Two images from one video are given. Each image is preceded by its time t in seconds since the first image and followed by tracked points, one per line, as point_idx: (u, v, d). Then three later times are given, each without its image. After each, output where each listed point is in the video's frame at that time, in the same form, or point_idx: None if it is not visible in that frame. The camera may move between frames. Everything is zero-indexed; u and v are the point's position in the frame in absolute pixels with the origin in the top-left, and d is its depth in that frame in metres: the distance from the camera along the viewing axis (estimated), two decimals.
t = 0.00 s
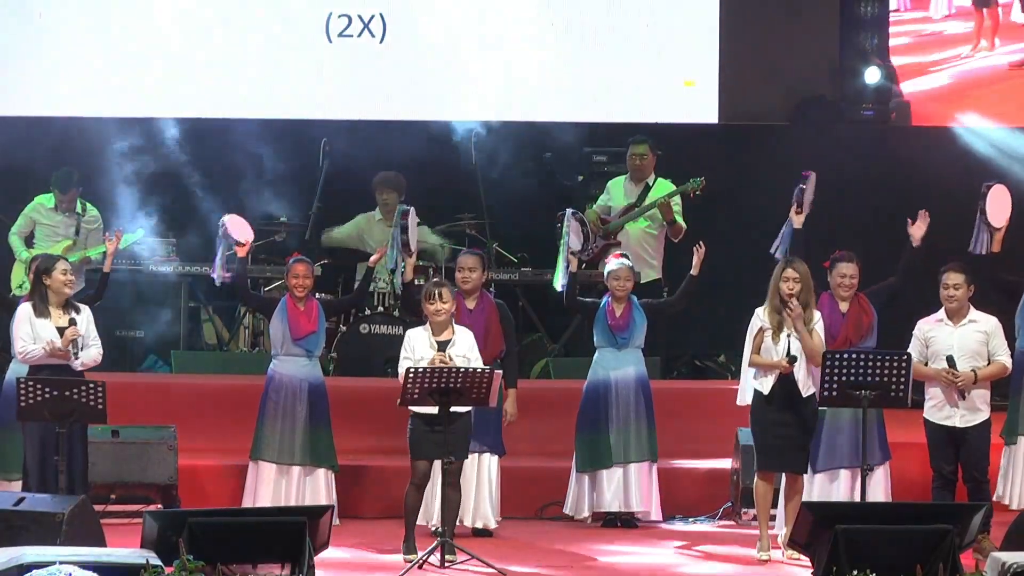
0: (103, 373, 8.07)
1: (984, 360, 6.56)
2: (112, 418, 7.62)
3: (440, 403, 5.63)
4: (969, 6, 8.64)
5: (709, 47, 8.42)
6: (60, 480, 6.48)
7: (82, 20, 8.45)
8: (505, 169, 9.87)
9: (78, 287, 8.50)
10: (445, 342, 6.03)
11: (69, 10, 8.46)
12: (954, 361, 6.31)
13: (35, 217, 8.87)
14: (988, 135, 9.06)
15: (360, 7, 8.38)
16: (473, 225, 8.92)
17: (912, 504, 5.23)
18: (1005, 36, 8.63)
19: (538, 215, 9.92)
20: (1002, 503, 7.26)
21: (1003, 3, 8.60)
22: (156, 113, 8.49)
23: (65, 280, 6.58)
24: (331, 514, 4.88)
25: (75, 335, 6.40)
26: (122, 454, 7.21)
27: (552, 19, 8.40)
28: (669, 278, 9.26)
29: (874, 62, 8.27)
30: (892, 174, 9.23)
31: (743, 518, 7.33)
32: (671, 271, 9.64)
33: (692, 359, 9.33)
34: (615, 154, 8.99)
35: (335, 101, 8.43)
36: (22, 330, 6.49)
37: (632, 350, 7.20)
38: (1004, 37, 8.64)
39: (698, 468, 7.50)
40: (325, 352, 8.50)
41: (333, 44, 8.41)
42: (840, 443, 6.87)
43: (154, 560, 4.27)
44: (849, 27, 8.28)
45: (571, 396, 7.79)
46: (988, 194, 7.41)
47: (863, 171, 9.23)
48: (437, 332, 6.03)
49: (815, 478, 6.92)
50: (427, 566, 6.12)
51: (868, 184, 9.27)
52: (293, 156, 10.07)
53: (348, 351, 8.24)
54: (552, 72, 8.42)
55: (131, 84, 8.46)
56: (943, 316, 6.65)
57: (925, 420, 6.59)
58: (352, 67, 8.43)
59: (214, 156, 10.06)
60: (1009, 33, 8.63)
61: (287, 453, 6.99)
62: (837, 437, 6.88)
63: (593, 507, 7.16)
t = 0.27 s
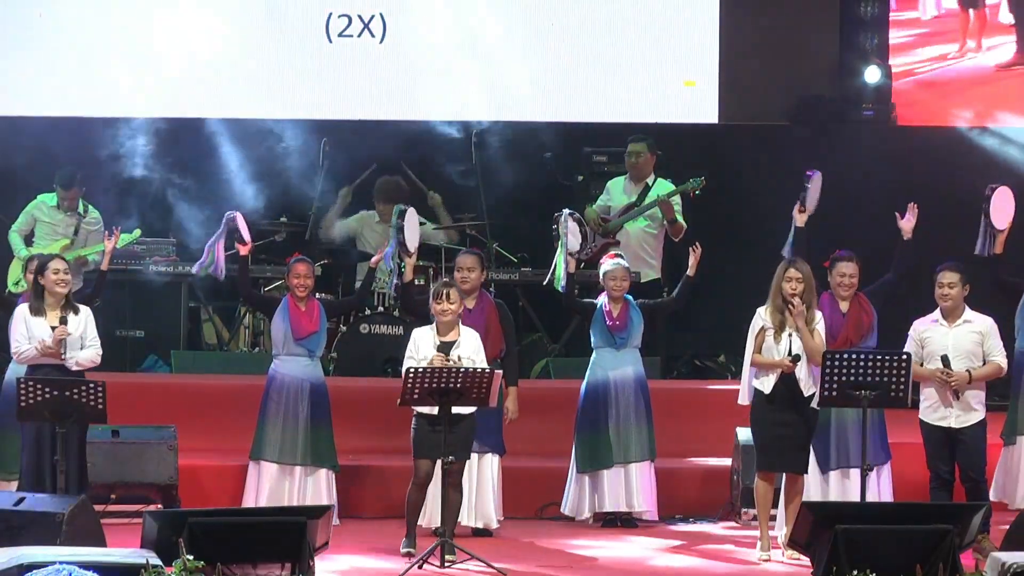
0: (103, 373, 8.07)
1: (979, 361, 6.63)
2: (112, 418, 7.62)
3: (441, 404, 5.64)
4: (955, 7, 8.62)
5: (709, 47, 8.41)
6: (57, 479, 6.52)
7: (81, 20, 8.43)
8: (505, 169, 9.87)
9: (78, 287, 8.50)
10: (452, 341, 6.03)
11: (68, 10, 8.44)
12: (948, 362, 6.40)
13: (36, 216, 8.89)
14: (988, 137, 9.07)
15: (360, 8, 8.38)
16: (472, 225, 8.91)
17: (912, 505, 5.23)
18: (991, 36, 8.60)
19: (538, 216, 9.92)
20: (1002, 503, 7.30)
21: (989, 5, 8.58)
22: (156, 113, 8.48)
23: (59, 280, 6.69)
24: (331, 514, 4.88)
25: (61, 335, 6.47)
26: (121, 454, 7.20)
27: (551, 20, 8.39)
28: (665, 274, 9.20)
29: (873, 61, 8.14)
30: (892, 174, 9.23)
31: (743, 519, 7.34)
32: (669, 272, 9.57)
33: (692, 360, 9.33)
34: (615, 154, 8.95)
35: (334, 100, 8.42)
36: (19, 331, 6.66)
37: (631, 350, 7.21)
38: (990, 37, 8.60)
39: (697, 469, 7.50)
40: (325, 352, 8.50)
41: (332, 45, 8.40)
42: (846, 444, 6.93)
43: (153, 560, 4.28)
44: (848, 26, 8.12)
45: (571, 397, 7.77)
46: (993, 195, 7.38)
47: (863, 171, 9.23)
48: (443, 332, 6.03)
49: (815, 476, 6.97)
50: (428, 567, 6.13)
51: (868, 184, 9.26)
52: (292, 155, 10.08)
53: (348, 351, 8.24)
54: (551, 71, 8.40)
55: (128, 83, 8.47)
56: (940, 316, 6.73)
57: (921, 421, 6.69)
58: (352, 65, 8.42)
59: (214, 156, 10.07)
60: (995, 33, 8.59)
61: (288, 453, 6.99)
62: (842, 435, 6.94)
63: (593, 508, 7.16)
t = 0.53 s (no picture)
0: (110, 370, 8.21)
1: (967, 358, 6.83)
2: (118, 415, 7.77)
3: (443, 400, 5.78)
4: (933, 13, 8.46)
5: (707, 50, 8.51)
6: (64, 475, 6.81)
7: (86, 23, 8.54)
8: (506, 169, 10.00)
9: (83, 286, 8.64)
10: (454, 339, 6.18)
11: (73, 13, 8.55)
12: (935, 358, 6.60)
13: (43, 216, 9.03)
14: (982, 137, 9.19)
15: (363, 12, 8.23)
16: (473, 225, 9.03)
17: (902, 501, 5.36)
18: (969, 41, 8.44)
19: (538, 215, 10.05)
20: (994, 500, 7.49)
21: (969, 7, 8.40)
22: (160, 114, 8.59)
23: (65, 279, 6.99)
24: (335, 508, 5.02)
25: (65, 332, 6.81)
26: (128, 450, 7.35)
27: (556, 20, 8.26)
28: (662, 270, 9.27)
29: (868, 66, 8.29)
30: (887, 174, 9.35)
31: (738, 514, 7.49)
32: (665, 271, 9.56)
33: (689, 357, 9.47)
34: (614, 156, 8.96)
35: (338, 104, 8.28)
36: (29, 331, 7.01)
37: (624, 348, 7.37)
38: (969, 42, 8.45)
39: (694, 465, 7.65)
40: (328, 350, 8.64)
41: (334, 48, 8.24)
42: (840, 438, 7.16)
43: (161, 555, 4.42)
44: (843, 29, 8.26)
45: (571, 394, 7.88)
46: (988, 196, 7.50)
47: (859, 171, 9.34)
48: (444, 331, 6.17)
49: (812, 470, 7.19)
50: (429, 561, 6.28)
51: (864, 184, 9.38)
52: (296, 155, 10.21)
53: (351, 349, 8.38)
54: (558, 76, 8.29)
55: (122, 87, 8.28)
56: (928, 314, 6.93)
57: (912, 417, 6.89)
58: (354, 70, 8.27)
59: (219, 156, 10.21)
60: (974, 38, 8.43)
61: (294, 449, 7.15)
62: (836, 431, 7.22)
63: (591, 503, 7.29)
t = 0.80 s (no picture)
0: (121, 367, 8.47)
1: (952, 354, 7.07)
2: (130, 411, 8.02)
3: (444, 396, 6.03)
4: (906, 23, 8.62)
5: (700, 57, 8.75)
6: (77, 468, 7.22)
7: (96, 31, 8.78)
8: (506, 173, 10.24)
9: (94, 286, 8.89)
10: (455, 337, 6.43)
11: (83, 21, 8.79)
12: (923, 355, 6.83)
13: (53, 218, 9.25)
14: (969, 140, 9.42)
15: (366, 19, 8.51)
16: (474, 226, 9.27)
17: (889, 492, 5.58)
18: (942, 49, 8.59)
19: (537, 218, 10.29)
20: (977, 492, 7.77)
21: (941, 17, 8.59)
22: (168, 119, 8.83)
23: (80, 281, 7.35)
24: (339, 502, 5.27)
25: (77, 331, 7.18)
26: (140, 444, 7.60)
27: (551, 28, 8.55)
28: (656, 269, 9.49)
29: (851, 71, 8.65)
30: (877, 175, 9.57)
31: (731, 507, 7.74)
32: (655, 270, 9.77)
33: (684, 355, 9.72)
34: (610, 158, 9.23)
35: (341, 109, 8.57)
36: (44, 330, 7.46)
37: (619, 346, 7.60)
38: (942, 49, 8.59)
39: (688, 460, 7.89)
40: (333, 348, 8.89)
41: (339, 54, 8.53)
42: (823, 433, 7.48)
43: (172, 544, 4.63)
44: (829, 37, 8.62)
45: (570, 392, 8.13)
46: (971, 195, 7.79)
47: (850, 174, 9.57)
48: (446, 328, 6.41)
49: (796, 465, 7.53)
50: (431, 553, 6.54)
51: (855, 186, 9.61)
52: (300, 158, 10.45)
53: (355, 347, 8.63)
54: (555, 81, 8.57)
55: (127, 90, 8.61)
56: (914, 313, 7.19)
57: (898, 412, 7.13)
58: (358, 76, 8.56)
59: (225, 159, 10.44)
60: (947, 45, 8.59)
61: (299, 444, 7.40)
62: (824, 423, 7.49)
63: (585, 497, 7.56)
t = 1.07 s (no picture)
0: (136, 366, 8.80)
1: (935, 354, 7.37)
2: (146, 408, 8.36)
3: (447, 394, 6.35)
4: (880, 37, 9.00)
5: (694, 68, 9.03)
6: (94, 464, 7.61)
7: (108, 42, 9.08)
8: (506, 179, 10.55)
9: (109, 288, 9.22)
10: (456, 338, 6.75)
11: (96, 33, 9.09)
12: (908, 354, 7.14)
13: (69, 223, 9.54)
14: (956, 147, 9.72)
15: (372, 32, 8.59)
16: (476, 231, 9.61)
17: (873, 487, 5.87)
18: (915, 62, 8.97)
19: (537, 222, 10.61)
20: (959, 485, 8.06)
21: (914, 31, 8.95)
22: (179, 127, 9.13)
23: (101, 284, 7.74)
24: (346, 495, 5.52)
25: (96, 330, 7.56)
26: (155, 440, 7.93)
27: (555, 40, 8.63)
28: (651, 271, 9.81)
29: (843, 82, 8.88)
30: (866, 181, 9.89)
31: (721, 500, 8.06)
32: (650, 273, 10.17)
33: (679, 354, 10.04)
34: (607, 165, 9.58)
35: (344, 114, 8.64)
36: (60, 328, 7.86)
37: (614, 347, 7.91)
38: (915, 62, 8.98)
39: (681, 456, 8.22)
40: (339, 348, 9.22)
41: (346, 67, 8.61)
42: (809, 430, 7.79)
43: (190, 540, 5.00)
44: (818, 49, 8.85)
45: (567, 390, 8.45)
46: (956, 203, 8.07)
47: (840, 180, 9.86)
48: (447, 329, 6.74)
49: (785, 461, 7.83)
50: (434, 544, 6.88)
51: (845, 191, 9.89)
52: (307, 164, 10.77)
53: (362, 347, 8.96)
54: (559, 95, 8.68)
55: (134, 102, 8.59)
56: (898, 315, 7.51)
57: (883, 410, 7.42)
58: (364, 89, 8.64)
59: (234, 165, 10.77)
60: (920, 58, 8.97)
61: (307, 440, 7.73)
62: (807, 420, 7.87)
63: (578, 490, 7.91)
